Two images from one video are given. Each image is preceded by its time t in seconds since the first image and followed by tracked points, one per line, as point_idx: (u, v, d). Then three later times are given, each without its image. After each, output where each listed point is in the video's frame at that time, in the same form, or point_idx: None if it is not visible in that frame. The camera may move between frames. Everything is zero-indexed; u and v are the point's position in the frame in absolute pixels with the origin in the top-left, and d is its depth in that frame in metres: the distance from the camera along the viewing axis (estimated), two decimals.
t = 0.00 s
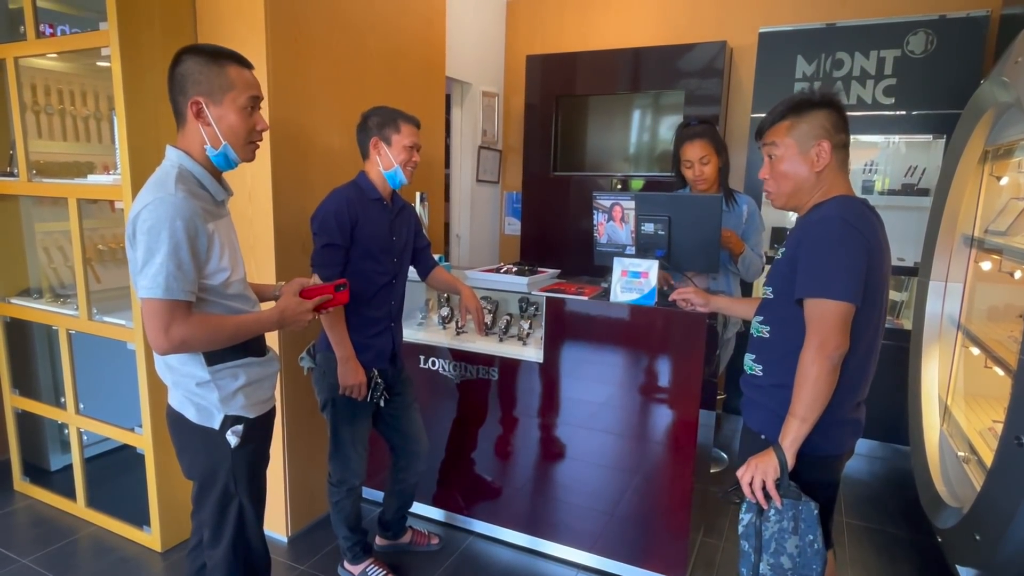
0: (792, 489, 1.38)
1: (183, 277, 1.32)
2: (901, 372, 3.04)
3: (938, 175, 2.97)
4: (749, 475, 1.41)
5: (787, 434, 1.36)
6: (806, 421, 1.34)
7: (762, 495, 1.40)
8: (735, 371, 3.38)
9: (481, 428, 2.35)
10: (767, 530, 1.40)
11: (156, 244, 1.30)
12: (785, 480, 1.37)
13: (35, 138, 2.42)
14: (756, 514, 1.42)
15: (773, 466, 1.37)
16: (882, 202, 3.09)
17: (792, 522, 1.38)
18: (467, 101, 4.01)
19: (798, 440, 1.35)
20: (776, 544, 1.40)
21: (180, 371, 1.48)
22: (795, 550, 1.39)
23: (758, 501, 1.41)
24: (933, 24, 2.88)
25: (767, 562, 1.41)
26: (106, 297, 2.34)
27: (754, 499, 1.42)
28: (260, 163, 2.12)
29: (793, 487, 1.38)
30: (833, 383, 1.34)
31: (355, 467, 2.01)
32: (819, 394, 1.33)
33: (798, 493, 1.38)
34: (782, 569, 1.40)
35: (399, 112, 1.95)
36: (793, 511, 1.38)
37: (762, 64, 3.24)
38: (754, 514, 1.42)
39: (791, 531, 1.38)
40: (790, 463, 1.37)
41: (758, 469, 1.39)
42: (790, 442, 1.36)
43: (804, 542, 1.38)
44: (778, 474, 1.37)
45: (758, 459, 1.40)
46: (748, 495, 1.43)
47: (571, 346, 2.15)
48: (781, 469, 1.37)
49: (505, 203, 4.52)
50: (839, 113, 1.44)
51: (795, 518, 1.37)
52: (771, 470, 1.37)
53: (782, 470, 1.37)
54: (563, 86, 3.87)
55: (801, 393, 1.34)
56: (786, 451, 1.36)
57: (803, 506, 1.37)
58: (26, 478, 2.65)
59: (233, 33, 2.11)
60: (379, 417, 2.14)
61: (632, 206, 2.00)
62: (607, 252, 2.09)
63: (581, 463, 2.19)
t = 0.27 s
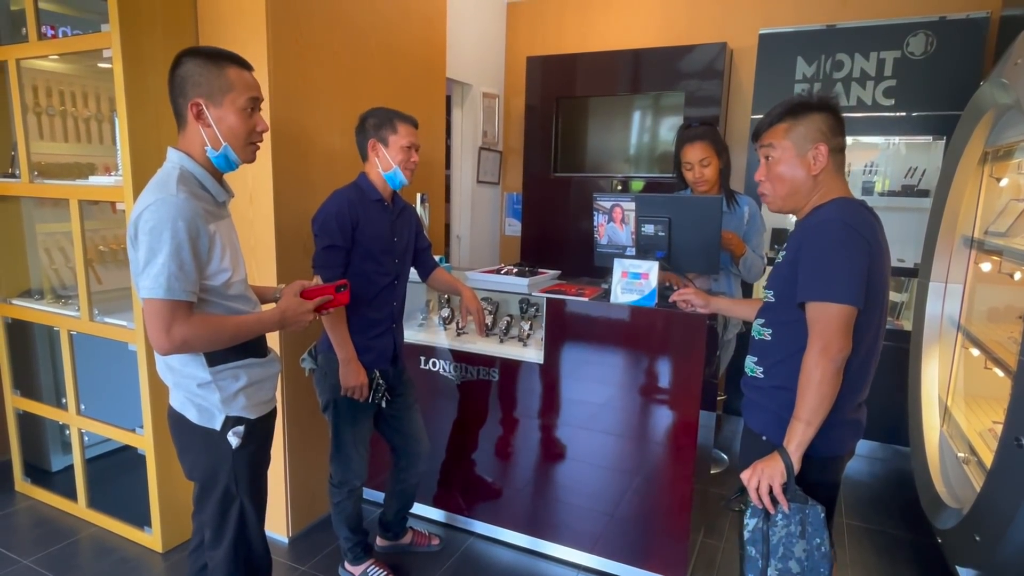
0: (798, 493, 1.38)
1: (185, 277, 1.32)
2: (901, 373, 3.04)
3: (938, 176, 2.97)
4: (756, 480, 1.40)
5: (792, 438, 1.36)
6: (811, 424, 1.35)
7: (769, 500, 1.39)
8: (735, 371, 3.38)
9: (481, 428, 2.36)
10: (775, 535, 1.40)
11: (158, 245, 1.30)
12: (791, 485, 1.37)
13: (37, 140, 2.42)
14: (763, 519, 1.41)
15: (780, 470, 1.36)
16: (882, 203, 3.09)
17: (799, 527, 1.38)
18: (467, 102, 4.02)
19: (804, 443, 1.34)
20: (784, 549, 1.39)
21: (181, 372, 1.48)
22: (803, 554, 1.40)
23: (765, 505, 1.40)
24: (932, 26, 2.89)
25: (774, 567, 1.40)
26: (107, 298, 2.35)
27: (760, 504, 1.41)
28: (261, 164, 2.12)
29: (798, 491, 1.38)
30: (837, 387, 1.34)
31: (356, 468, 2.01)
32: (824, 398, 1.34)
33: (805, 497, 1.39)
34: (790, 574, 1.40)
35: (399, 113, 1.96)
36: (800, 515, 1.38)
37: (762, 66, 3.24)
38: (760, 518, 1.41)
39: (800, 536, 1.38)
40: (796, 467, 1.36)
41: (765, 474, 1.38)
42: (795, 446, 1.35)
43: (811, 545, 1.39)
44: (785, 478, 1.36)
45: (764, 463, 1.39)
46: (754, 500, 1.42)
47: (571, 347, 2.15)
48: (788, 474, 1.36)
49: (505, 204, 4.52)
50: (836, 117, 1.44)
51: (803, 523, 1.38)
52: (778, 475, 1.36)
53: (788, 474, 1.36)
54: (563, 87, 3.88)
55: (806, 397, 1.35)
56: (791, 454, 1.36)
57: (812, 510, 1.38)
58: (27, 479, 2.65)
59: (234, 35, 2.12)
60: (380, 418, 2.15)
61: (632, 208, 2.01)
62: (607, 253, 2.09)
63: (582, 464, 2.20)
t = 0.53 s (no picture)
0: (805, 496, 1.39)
1: (187, 277, 1.32)
2: (901, 374, 3.04)
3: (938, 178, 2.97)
4: (763, 484, 1.39)
5: (797, 440, 1.36)
6: (816, 426, 1.35)
7: (777, 504, 1.39)
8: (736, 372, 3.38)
9: (483, 429, 2.36)
10: (780, 537, 1.40)
11: (160, 245, 1.31)
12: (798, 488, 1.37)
13: (39, 141, 2.43)
14: (770, 522, 1.41)
15: (786, 473, 1.36)
16: (883, 204, 3.10)
17: (806, 530, 1.39)
18: (468, 103, 4.03)
19: (809, 445, 1.35)
20: (792, 552, 1.40)
21: (183, 372, 1.48)
22: (810, 556, 1.40)
23: (772, 509, 1.39)
24: (933, 27, 2.89)
25: (782, 570, 1.41)
26: (109, 298, 2.35)
27: (767, 507, 1.40)
28: (263, 165, 2.13)
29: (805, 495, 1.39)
30: (841, 388, 1.34)
31: (357, 468, 2.01)
32: (828, 400, 1.34)
33: (811, 499, 1.39)
34: None
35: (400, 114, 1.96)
36: (807, 518, 1.38)
37: (762, 66, 3.25)
38: (766, 522, 1.42)
39: (806, 538, 1.39)
40: (801, 469, 1.36)
41: (771, 477, 1.37)
42: (801, 448, 1.36)
43: (818, 548, 1.39)
44: (790, 481, 1.36)
45: (770, 465, 1.39)
46: (760, 503, 1.42)
47: (572, 348, 2.16)
48: (793, 476, 1.36)
49: (506, 205, 4.53)
50: (827, 122, 1.45)
51: (810, 525, 1.38)
52: (784, 478, 1.36)
53: (794, 477, 1.36)
54: (564, 88, 3.89)
55: (810, 399, 1.35)
56: (796, 456, 1.36)
57: (818, 513, 1.38)
58: (28, 479, 2.65)
59: (236, 36, 2.12)
60: (381, 418, 2.15)
61: (633, 209, 2.01)
62: (608, 254, 2.10)
63: (583, 464, 2.20)
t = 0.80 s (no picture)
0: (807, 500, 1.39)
1: (188, 279, 1.33)
2: (901, 375, 3.05)
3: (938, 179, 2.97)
4: (764, 487, 1.40)
5: (797, 442, 1.36)
6: (816, 428, 1.35)
7: (779, 507, 1.39)
8: (736, 373, 3.39)
9: (483, 430, 2.36)
10: (782, 540, 1.41)
11: (161, 247, 1.31)
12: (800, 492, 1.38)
13: (40, 142, 2.43)
14: (772, 525, 1.42)
15: (786, 475, 1.36)
16: (883, 205, 3.10)
17: (808, 532, 1.39)
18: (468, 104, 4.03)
19: (809, 447, 1.35)
20: (793, 554, 1.40)
21: (184, 374, 1.49)
22: (813, 558, 1.40)
23: (773, 511, 1.40)
24: (933, 29, 2.90)
25: (784, 573, 1.41)
26: (110, 300, 2.36)
27: (769, 510, 1.41)
28: (264, 166, 2.13)
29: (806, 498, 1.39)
30: (840, 389, 1.35)
31: (358, 469, 2.01)
32: (828, 401, 1.34)
33: (812, 501, 1.39)
34: None
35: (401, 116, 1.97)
36: (808, 520, 1.39)
37: (762, 68, 3.25)
38: (768, 524, 1.42)
39: (807, 540, 1.39)
40: (801, 471, 1.36)
41: (771, 480, 1.38)
42: (801, 450, 1.36)
43: (820, 549, 1.39)
44: (791, 483, 1.36)
45: (770, 468, 1.39)
46: (761, 505, 1.42)
47: (572, 349, 2.16)
48: (794, 478, 1.36)
49: (506, 207, 4.53)
50: (827, 124, 1.45)
51: (811, 527, 1.38)
52: (785, 480, 1.36)
53: (794, 479, 1.36)
54: (564, 89, 3.89)
55: (810, 401, 1.35)
56: (796, 458, 1.36)
57: (819, 514, 1.38)
58: (29, 481, 2.65)
59: (238, 38, 2.13)
60: (381, 420, 2.15)
61: (634, 210, 2.02)
62: (608, 255, 2.10)
63: (583, 466, 2.20)
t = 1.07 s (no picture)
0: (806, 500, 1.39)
1: (188, 280, 1.33)
2: (902, 375, 3.05)
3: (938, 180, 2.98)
4: (762, 487, 1.40)
5: (796, 442, 1.37)
6: (815, 428, 1.35)
7: (778, 507, 1.39)
8: (737, 374, 3.39)
9: (484, 431, 2.36)
10: (780, 539, 1.41)
11: (162, 247, 1.32)
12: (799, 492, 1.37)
13: (41, 143, 2.43)
14: (770, 525, 1.42)
15: (784, 475, 1.36)
16: (883, 206, 3.10)
17: (807, 531, 1.39)
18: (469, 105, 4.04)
19: (807, 447, 1.35)
20: (792, 554, 1.40)
21: (185, 374, 1.49)
22: (812, 558, 1.40)
23: (772, 511, 1.40)
24: (933, 30, 2.90)
25: (783, 573, 1.41)
26: (111, 300, 2.36)
27: (767, 510, 1.41)
28: (265, 167, 2.13)
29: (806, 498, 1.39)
30: (839, 389, 1.35)
31: (359, 470, 2.01)
32: (827, 401, 1.34)
33: (811, 501, 1.39)
34: None
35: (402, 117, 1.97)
36: (807, 519, 1.38)
37: (763, 69, 3.25)
38: (767, 524, 1.42)
39: (806, 540, 1.39)
40: (800, 471, 1.36)
41: (770, 480, 1.38)
42: (800, 450, 1.36)
43: (819, 549, 1.39)
44: (790, 483, 1.36)
45: (769, 468, 1.39)
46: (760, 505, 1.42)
47: (573, 350, 2.16)
48: (792, 478, 1.36)
49: (507, 207, 4.53)
50: (828, 125, 1.45)
51: (810, 527, 1.38)
52: (783, 480, 1.36)
53: (793, 479, 1.36)
54: (565, 90, 3.90)
55: (809, 400, 1.35)
56: (795, 458, 1.36)
57: (818, 515, 1.38)
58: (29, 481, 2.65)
59: (239, 39, 2.13)
60: (382, 420, 2.15)
61: (635, 211, 2.02)
62: (609, 256, 2.10)
63: (584, 466, 2.20)
